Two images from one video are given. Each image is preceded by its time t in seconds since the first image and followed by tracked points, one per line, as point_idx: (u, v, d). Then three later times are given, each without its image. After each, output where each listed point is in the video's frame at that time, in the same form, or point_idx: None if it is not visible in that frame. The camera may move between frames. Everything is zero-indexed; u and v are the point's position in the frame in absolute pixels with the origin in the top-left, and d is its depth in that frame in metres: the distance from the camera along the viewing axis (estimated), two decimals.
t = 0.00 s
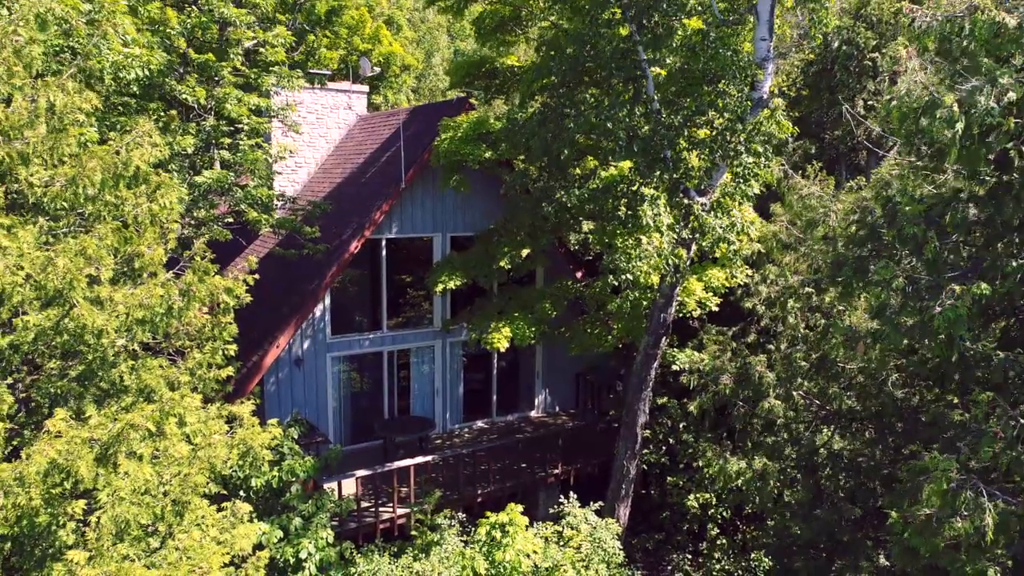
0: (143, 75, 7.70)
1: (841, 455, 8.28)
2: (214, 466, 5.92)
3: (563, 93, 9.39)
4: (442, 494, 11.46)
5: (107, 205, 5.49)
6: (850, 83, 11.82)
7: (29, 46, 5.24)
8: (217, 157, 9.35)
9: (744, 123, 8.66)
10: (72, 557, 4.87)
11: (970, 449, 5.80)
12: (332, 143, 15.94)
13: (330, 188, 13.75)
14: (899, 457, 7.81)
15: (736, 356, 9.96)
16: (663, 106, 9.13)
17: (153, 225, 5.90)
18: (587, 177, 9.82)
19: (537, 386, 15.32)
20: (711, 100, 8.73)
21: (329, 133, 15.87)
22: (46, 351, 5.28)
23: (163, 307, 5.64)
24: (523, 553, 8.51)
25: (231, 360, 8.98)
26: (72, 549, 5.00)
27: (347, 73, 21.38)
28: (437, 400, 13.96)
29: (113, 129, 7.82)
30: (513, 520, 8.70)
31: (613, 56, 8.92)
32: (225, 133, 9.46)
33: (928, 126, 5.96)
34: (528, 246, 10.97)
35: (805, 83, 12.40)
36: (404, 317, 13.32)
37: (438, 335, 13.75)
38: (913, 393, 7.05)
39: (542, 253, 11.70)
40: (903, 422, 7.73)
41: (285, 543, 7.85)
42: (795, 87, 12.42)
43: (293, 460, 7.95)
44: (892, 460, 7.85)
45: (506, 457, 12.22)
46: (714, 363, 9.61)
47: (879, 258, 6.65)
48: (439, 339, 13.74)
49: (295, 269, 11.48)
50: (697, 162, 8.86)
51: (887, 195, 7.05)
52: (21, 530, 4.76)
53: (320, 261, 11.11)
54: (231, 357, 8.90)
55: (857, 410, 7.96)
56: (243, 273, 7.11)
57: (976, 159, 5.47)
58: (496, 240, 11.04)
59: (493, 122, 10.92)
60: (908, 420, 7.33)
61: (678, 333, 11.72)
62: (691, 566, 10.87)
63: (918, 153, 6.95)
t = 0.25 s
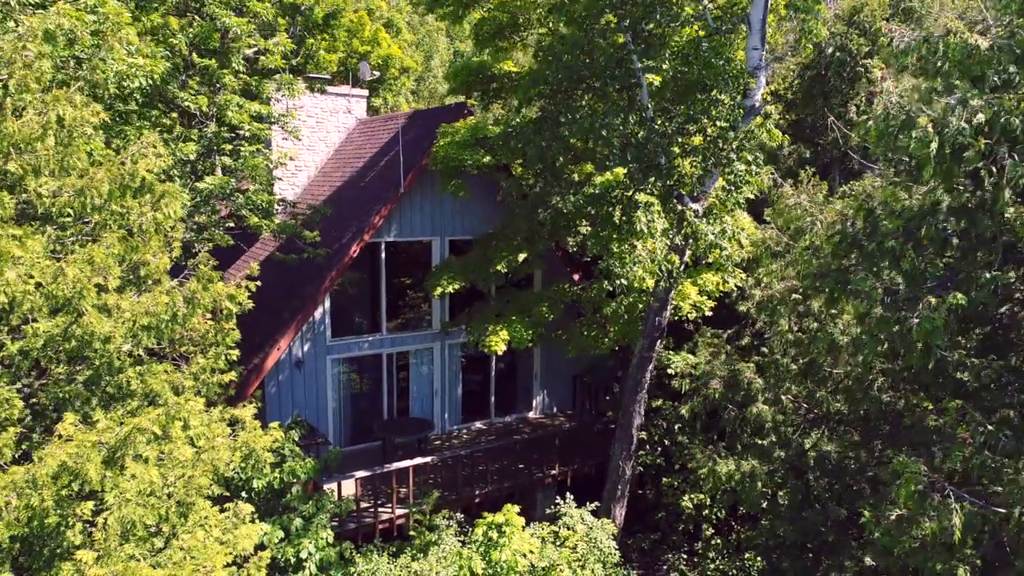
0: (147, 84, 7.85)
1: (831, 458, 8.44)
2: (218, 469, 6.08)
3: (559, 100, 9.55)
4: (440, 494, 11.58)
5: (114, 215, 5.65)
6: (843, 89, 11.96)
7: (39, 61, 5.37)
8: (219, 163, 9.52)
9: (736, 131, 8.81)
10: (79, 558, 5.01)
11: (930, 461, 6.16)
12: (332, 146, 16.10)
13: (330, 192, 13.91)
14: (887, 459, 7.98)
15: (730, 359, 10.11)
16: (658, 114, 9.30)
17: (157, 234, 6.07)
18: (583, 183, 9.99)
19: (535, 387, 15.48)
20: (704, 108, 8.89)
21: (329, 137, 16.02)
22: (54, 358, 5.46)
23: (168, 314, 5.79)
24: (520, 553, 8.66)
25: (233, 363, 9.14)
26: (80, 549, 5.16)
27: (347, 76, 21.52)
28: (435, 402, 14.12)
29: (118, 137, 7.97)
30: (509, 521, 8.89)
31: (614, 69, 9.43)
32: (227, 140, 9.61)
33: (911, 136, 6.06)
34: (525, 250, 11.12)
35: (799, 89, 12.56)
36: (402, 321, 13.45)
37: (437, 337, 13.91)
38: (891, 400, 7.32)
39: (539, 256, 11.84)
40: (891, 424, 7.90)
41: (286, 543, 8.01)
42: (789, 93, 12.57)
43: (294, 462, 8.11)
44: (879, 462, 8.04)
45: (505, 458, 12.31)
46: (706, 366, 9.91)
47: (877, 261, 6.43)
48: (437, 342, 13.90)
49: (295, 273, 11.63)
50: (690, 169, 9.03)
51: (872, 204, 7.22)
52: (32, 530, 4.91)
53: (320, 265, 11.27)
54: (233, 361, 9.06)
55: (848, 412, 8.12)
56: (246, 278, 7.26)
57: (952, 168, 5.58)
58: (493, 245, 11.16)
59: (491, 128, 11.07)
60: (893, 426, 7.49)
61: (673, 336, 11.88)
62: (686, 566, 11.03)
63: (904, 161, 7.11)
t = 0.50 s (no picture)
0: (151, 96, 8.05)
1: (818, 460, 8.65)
2: (221, 471, 6.29)
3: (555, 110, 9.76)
4: (438, 495, 11.82)
5: (121, 227, 5.87)
6: (834, 96, 12.16)
7: (49, 80, 5.60)
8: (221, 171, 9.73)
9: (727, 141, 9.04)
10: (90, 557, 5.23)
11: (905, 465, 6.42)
12: (331, 152, 16.31)
13: (329, 197, 14.12)
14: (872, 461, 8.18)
15: (722, 363, 10.32)
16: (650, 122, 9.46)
17: (162, 244, 6.29)
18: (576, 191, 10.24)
19: (532, 390, 15.70)
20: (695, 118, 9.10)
21: (329, 142, 16.21)
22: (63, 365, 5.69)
23: (174, 322, 6.00)
24: (515, 552, 8.92)
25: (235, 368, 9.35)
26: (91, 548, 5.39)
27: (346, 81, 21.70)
28: (433, 404, 14.33)
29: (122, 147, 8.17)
30: (504, 521, 9.18)
31: (603, 78, 9.33)
32: (229, 148, 9.81)
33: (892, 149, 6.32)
34: (522, 255, 11.33)
35: (791, 96, 12.76)
36: (402, 322, 13.72)
37: (435, 340, 14.12)
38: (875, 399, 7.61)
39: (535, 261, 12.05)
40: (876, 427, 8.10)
41: (287, 544, 8.22)
42: (781, 100, 12.78)
43: (295, 464, 8.32)
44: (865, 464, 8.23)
45: (501, 459, 12.86)
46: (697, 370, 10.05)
47: (851, 273, 6.91)
48: (435, 345, 14.11)
49: (295, 278, 11.84)
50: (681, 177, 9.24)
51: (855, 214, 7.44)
52: (44, 531, 5.12)
53: (320, 270, 11.47)
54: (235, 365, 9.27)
55: (835, 415, 8.34)
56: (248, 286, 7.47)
57: (921, 187, 5.97)
58: (489, 250, 11.46)
59: (487, 136, 11.28)
60: (872, 426, 7.83)
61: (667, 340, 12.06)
62: (680, 566, 11.23)
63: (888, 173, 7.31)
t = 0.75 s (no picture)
0: (155, 106, 8.24)
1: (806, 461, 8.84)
2: (224, 473, 6.49)
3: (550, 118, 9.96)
4: (435, 495, 12.01)
5: (127, 236, 6.07)
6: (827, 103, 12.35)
7: (59, 95, 5.82)
8: (223, 178, 9.95)
9: (717, 150, 9.24)
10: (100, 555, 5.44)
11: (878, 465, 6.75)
12: (331, 156, 16.51)
13: (328, 201, 14.32)
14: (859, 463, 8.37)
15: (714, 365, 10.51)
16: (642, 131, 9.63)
17: (167, 253, 6.50)
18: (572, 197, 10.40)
19: (529, 391, 15.90)
20: (687, 127, 9.30)
21: (328, 146, 16.40)
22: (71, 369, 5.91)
23: (178, 328, 6.19)
24: (510, 551, 9.14)
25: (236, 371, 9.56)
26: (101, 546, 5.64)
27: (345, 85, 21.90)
28: (431, 405, 14.55)
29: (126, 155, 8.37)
30: (499, 521, 9.43)
31: (597, 86, 9.47)
32: (230, 155, 10.01)
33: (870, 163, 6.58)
34: (518, 259, 11.52)
35: (785, 102, 12.94)
36: (401, 324, 13.93)
37: (432, 342, 14.32)
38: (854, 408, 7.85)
39: (531, 265, 12.25)
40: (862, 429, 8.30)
41: (287, 543, 8.42)
42: (775, 107, 12.97)
43: (295, 465, 8.52)
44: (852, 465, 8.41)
45: (498, 460, 12.93)
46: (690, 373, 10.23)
47: (828, 283, 7.31)
48: (433, 347, 14.32)
49: (295, 282, 12.05)
50: (673, 184, 9.45)
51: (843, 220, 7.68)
52: (55, 529, 5.33)
53: (320, 274, 11.68)
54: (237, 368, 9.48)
55: (822, 417, 8.55)
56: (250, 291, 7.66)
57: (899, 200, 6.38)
58: (486, 254, 11.54)
59: (484, 142, 11.47)
60: (852, 428, 8.09)
61: (661, 343, 12.25)
62: (673, 565, 11.41)
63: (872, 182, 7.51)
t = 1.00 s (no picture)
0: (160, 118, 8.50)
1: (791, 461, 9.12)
2: (227, 473, 6.76)
3: (542, 127, 10.23)
4: (433, 495, 12.29)
5: (135, 246, 6.35)
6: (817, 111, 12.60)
7: (71, 112, 6.09)
8: (225, 186, 10.23)
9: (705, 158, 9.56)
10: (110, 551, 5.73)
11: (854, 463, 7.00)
12: (330, 161, 16.78)
13: (328, 206, 14.59)
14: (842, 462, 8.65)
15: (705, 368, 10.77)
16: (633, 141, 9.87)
17: (174, 261, 6.77)
18: (566, 203, 10.62)
19: (525, 393, 16.18)
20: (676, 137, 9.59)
21: (328, 151, 16.67)
22: (82, 374, 6.19)
23: (184, 334, 6.47)
24: (506, 549, 9.44)
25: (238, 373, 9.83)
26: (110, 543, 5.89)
27: (344, 90, 22.16)
28: (429, 407, 14.83)
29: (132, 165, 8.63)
30: (494, 520, 9.75)
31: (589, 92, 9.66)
32: (232, 163, 10.28)
33: (843, 178, 6.93)
34: (513, 264, 11.79)
35: (776, 110, 13.19)
36: (399, 326, 14.20)
37: (430, 345, 14.60)
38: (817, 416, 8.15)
39: (526, 269, 12.51)
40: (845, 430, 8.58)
41: (288, 541, 8.70)
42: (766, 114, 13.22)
43: (296, 465, 8.81)
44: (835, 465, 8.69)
45: (494, 460, 13.30)
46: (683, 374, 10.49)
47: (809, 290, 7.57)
48: (431, 349, 14.59)
49: (295, 286, 12.32)
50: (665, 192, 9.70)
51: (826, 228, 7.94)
52: (68, 527, 5.61)
53: (319, 278, 11.95)
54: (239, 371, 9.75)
55: (806, 419, 8.84)
56: (253, 297, 7.94)
57: (860, 219, 6.77)
58: (482, 259, 11.74)
59: (480, 149, 11.75)
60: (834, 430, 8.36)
61: (653, 345, 12.51)
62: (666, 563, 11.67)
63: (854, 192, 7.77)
